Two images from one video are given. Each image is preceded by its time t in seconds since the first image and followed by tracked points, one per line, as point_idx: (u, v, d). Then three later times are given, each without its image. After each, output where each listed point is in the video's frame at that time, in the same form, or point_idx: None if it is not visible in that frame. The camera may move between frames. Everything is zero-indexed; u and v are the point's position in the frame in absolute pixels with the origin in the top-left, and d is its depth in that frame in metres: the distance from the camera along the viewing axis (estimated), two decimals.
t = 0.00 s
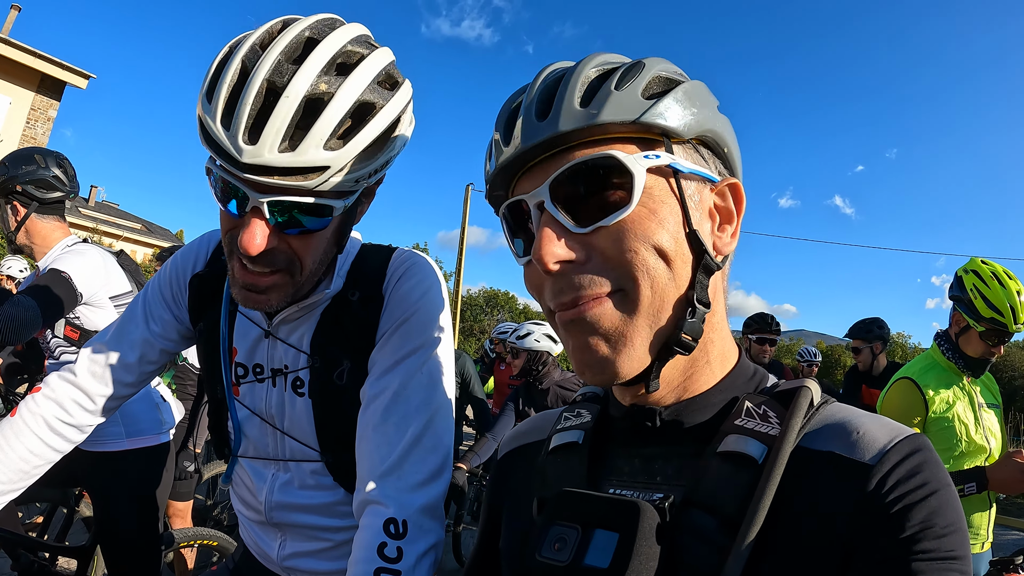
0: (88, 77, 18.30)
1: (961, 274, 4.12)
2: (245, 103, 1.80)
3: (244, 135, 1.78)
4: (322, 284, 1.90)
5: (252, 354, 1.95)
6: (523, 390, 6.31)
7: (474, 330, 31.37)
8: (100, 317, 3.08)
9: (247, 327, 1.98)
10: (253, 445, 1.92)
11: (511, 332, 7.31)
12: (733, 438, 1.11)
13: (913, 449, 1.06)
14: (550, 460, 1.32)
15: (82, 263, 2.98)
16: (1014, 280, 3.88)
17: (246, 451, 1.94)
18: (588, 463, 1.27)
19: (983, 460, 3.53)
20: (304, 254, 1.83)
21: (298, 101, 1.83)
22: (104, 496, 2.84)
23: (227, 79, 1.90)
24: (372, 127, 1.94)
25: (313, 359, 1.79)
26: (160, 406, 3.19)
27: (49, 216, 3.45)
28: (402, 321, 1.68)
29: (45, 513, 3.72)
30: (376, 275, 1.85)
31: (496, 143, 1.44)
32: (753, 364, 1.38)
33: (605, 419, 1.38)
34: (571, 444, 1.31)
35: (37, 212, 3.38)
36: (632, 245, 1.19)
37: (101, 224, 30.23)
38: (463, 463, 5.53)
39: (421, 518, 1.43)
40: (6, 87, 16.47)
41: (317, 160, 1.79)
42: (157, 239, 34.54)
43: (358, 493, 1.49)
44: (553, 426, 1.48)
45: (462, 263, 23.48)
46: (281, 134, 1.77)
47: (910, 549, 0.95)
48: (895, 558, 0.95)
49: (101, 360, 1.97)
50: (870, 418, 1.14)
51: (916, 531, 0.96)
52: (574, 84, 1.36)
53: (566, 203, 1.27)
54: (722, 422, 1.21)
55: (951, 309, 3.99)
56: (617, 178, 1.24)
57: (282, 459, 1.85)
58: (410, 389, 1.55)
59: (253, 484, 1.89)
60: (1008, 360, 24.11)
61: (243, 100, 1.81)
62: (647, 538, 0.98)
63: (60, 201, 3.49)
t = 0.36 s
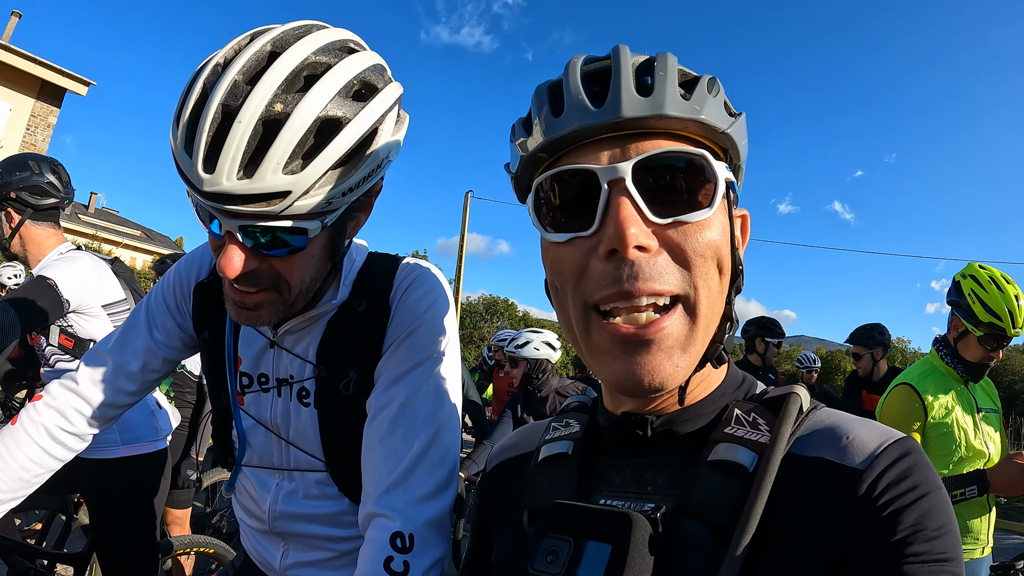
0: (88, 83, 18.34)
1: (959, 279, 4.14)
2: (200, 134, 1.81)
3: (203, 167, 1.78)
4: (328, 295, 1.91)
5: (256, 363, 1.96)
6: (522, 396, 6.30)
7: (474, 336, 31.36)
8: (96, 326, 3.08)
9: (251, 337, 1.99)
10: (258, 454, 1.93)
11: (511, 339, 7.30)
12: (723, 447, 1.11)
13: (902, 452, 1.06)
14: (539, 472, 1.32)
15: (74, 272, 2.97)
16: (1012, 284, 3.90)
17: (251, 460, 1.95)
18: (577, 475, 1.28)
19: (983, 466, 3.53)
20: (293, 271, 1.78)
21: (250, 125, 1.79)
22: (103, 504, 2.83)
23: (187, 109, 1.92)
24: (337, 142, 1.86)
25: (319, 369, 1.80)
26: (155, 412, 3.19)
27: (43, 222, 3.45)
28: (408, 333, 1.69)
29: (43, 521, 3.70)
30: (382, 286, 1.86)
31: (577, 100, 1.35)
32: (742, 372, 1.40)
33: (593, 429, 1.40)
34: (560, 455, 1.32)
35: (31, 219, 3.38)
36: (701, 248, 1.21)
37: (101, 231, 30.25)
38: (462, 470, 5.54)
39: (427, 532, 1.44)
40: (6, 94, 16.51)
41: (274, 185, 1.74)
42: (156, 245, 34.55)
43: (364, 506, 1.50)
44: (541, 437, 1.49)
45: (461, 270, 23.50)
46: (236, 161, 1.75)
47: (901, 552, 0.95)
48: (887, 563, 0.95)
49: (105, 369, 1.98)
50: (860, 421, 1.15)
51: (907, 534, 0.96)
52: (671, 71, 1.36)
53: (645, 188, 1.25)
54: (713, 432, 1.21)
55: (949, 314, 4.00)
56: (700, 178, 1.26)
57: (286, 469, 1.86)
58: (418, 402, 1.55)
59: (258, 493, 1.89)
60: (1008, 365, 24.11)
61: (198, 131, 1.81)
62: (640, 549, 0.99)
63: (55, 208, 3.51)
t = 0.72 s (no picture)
0: (89, 86, 18.39)
1: (955, 281, 4.15)
2: (171, 148, 1.86)
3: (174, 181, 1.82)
4: (329, 298, 1.93)
5: (258, 366, 1.98)
6: (521, 400, 6.31)
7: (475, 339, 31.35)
8: (87, 335, 3.11)
9: (253, 340, 2.02)
10: (260, 456, 1.95)
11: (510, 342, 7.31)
12: (701, 446, 1.13)
13: (883, 448, 1.08)
14: (524, 473, 1.34)
15: (68, 288, 2.96)
16: (1008, 286, 3.91)
17: (253, 461, 1.97)
18: (560, 477, 1.29)
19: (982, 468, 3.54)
20: (278, 278, 1.80)
21: (214, 136, 1.81)
22: (102, 506, 2.85)
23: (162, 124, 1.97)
24: (303, 149, 1.86)
25: (320, 372, 1.82)
26: (148, 415, 3.21)
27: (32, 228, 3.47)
28: (409, 337, 1.71)
29: (43, 523, 3.72)
30: (383, 289, 1.89)
31: (599, 98, 1.34)
32: (723, 372, 1.43)
33: (575, 431, 1.42)
34: (544, 456, 1.33)
35: (20, 225, 3.39)
36: (700, 258, 1.25)
37: (102, 234, 30.31)
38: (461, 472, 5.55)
39: (427, 535, 1.45)
40: (7, 97, 16.58)
41: (239, 195, 1.75)
42: (157, 248, 34.61)
43: (365, 509, 1.52)
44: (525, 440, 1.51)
45: (462, 273, 23.51)
46: (204, 172, 1.78)
47: (882, 549, 0.97)
48: (869, 560, 0.97)
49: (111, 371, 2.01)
50: (840, 419, 1.17)
51: (888, 531, 0.98)
52: (688, 82, 1.40)
53: (654, 192, 1.27)
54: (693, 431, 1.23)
55: (946, 316, 4.01)
56: (705, 190, 1.29)
57: (288, 470, 1.88)
58: (419, 405, 1.57)
59: (260, 495, 1.91)
60: (1009, 368, 24.08)
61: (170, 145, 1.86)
62: (619, 549, 1.01)
63: (44, 214, 3.54)
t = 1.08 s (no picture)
0: (89, 88, 18.41)
1: (954, 280, 4.15)
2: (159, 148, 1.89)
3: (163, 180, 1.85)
4: (335, 296, 1.94)
5: (263, 363, 1.98)
6: (521, 400, 6.31)
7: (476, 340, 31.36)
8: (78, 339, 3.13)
9: (259, 336, 2.02)
10: (264, 452, 1.95)
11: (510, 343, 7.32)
12: (693, 441, 1.14)
13: (875, 443, 1.09)
14: (516, 469, 1.34)
15: (54, 292, 2.91)
16: (1007, 284, 3.91)
17: (256, 458, 1.97)
18: (553, 471, 1.30)
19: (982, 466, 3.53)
20: (274, 274, 1.81)
21: (197, 135, 1.83)
22: (102, 504, 2.86)
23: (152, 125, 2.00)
24: (284, 143, 1.86)
25: (325, 369, 1.82)
26: (143, 414, 3.20)
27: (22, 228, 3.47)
28: (413, 335, 1.72)
29: (42, 522, 3.72)
30: (388, 289, 1.90)
31: (606, 93, 1.33)
32: (715, 367, 1.45)
33: (568, 428, 1.42)
34: (536, 452, 1.34)
35: (9, 225, 3.41)
36: (702, 260, 1.26)
37: (103, 235, 30.34)
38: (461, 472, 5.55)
39: (422, 527, 1.45)
40: (8, 98, 16.61)
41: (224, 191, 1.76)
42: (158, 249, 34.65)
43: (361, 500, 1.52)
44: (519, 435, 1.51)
45: (462, 274, 23.52)
46: (190, 170, 1.80)
47: (872, 545, 0.97)
48: (858, 555, 0.98)
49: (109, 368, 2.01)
50: (831, 414, 1.17)
51: (878, 526, 0.99)
52: (695, 81, 1.40)
53: (658, 191, 1.27)
54: (683, 426, 1.24)
55: (944, 315, 4.00)
56: (708, 192, 1.30)
57: (292, 467, 1.88)
58: (420, 400, 1.57)
59: (261, 492, 1.92)
60: (1010, 368, 24.07)
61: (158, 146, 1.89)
62: (610, 543, 1.01)
63: (34, 214, 3.54)
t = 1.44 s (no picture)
0: (87, 90, 18.40)
1: (953, 281, 4.15)
2: (189, 143, 1.87)
3: (192, 175, 1.83)
4: (336, 299, 1.93)
5: (263, 365, 1.97)
6: (520, 402, 6.30)
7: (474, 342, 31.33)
8: (60, 342, 3.15)
9: (259, 338, 2.01)
10: (262, 456, 1.94)
11: (509, 346, 7.31)
12: (697, 442, 1.13)
13: (879, 445, 1.08)
14: (515, 470, 1.34)
15: (41, 292, 2.89)
16: (1006, 285, 3.92)
17: (254, 461, 1.95)
18: (554, 473, 1.29)
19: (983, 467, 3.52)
20: (289, 271, 1.80)
21: (231, 133, 1.83)
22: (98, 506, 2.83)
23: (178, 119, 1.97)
24: (316, 147, 1.87)
25: (327, 372, 1.81)
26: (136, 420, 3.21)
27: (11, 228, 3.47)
28: (414, 339, 1.71)
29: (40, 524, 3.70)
30: (394, 293, 1.89)
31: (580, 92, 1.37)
32: (717, 369, 1.44)
33: (570, 428, 1.41)
34: (536, 453, 1.32)
35: None
36: (672, 244, 1.23)
37: (100, 238, 30.28)
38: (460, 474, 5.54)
39: (416, 530, 1.45)
40: (6, 101, 16.58)
41: (256, 190, 1.76)
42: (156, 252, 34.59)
43: (357, 501, 1.52)
44: (518, 436, 1.50)
45: (461, 277, 23.52)
46: (220, 167, 1.79)
47: (878, 548, 0.97)
48: (864, 558, 0.97)
49: (129, 397, 2.02)
50: (834, 415, 1.16)
51: (884, 529, 0.98)
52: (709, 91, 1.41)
53: (624, 179, 1.27)
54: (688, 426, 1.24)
55: (943, 316, 4.00)
56: (683, 182, 1.27)
57: (289, 469, 1.87)
58: (417, 404, 1.57)
59: (258, 495, 1.90)
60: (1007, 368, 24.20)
61: (188, 140, 1.87)
62: (613, 546, 1.00)
63: (20, 214, 3.53)
